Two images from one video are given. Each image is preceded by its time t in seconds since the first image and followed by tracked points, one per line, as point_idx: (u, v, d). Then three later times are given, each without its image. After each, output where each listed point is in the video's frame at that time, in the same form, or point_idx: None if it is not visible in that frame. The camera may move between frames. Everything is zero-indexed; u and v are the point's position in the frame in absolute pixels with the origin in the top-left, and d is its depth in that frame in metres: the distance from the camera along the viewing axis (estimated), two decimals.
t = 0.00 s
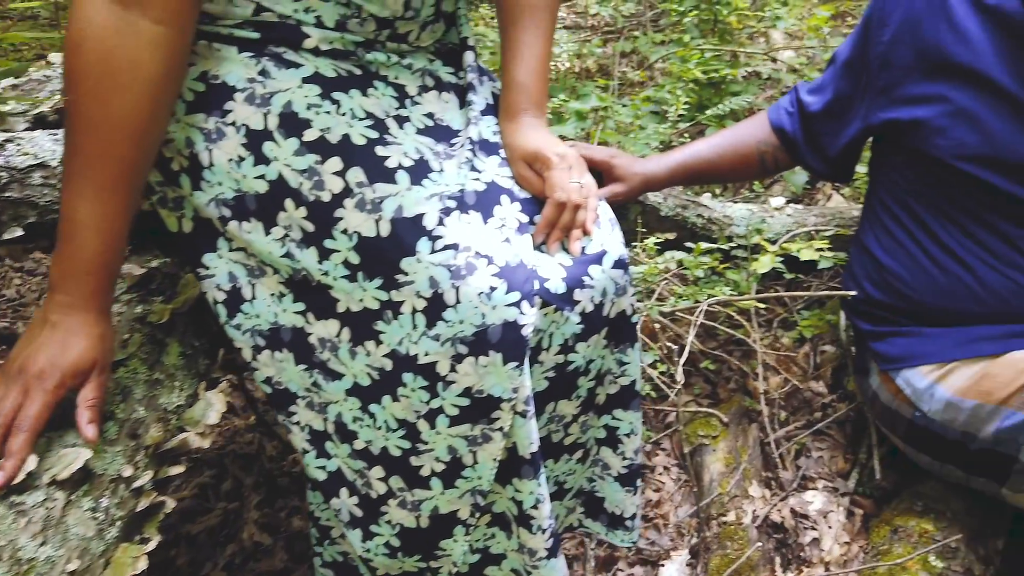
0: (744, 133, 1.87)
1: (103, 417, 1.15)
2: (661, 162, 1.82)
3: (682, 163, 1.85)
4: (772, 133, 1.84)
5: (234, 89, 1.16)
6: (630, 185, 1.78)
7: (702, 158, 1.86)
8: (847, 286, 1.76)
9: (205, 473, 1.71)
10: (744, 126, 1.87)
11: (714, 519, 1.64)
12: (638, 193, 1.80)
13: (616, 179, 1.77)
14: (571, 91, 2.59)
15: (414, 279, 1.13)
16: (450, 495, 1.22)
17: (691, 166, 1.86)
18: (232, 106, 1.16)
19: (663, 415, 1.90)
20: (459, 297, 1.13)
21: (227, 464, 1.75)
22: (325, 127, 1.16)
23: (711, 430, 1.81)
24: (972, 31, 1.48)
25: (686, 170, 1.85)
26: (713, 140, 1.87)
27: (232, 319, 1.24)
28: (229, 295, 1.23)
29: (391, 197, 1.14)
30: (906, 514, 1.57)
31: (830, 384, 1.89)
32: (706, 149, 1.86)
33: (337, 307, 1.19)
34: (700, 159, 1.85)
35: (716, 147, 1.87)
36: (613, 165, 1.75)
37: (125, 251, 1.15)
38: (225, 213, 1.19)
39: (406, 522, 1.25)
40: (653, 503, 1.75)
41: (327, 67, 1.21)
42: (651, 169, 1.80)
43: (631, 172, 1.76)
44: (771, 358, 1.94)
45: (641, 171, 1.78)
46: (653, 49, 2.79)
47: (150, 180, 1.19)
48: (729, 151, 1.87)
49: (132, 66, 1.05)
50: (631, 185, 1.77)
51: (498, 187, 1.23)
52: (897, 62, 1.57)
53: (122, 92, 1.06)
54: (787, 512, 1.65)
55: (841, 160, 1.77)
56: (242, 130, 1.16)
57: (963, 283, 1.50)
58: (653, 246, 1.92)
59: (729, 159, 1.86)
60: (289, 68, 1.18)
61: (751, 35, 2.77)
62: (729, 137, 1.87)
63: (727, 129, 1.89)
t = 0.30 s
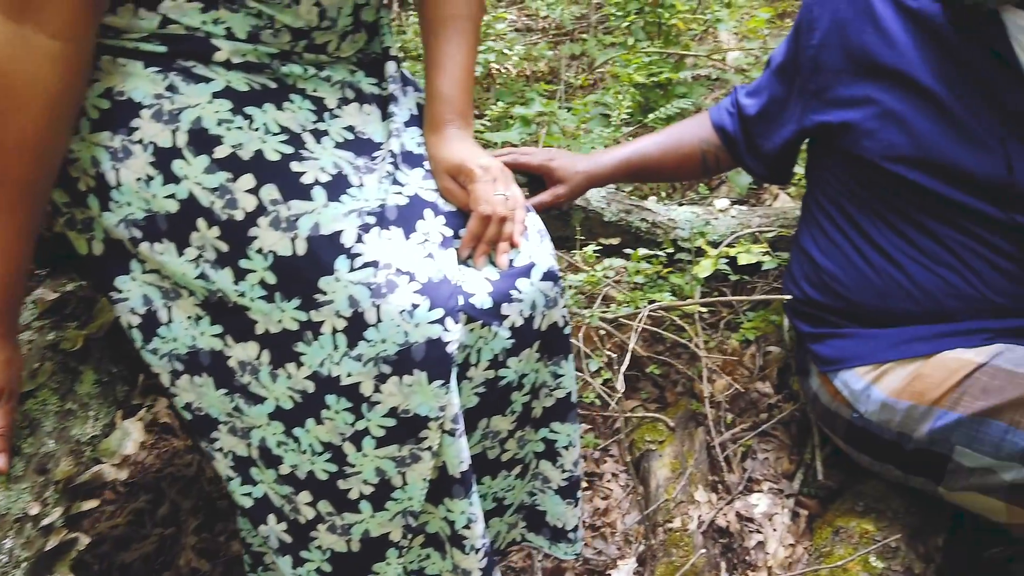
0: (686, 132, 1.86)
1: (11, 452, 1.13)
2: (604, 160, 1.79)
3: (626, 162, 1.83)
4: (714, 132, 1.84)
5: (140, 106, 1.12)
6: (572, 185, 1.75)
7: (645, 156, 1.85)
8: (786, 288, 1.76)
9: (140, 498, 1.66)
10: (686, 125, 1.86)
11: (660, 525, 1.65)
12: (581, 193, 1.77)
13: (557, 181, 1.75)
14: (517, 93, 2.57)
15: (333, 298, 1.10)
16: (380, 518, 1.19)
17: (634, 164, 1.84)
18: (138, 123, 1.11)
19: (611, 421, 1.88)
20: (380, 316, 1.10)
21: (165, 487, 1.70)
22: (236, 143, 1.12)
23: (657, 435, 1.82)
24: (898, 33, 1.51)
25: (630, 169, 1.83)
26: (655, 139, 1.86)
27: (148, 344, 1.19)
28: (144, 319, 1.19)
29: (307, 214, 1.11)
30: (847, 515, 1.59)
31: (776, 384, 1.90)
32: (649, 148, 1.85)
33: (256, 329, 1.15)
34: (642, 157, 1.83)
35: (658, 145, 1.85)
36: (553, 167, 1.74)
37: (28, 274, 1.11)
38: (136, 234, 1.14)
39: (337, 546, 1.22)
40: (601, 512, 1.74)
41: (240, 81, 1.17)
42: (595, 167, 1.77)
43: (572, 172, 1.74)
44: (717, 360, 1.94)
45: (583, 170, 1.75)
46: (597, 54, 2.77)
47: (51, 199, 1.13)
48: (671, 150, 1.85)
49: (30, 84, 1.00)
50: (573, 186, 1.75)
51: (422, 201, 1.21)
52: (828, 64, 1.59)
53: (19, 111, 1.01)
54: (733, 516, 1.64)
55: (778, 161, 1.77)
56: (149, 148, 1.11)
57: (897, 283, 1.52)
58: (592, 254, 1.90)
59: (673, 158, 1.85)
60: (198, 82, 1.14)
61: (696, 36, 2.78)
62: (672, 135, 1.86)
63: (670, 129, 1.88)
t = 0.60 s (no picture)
0: (622, 123, 1.86)
1: None
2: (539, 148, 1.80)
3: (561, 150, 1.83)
4: (648, 124, 1.83)
5: (33, 132, 1.08)
6: (506, 177, 1.78)
7: (579, 147, 1.85)
8: (720, 293, 1.76)
9: (67, 530, 1.61)
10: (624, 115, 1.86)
11: (601, 535, 1.64)
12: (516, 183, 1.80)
13: (493, 174, 1.79)
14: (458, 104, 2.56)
15: (240, 327, 1.07)
16: (302, 548, 1.16)
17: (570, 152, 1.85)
18: (31, 150, 1.08)
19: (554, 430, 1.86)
20: (290, 343, 1.07)
21: (92, 517, 1.64)
22: (135, 169, 1.09)
23: (598, 443, 1.81)
24: (820, 37, 1.53)
25: (564, 159, 1.84)
26: (591, 129, 1.86)
27: (52, 378, 1.14)
28: (47, 353, 1.14)
29: (211, 241, 1.08)
30: (782, 518, 1.60)
31: (717, 387, 1.91)
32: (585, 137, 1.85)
33: (164, 360, 1.11)
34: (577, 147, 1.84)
35: (594, 136, 1.86)
36: (486, 161, 1.77)
37: None
38: (33, 265, 1.10)
39: None
40: (543, 523, 1.73)
41: (140, 104, 1.13)
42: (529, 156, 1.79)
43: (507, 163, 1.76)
44: (658, 364, 1.95)
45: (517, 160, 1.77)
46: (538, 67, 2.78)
47: None
48: (606, 141, 1.85)
49: None
50: (507, 176, 1.78)
51: (335, 221, 1.18)
52: (755, 68, 1.61)
53: None
54: (673, 523, 1.65)
55: (710, 158, 1.77)
56: (43, 176, 1.08)
57: (825, 285, 1.53)
58: (524, 266, 1.92)
59: (607, 149, 1.85)
60: (94, 107, 1.10)
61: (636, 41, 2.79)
62: (608, 125, 1.86)
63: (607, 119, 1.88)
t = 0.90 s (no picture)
0: (550, 120, 1.84)
1: None
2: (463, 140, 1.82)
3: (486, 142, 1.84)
4: (575, 123, 1.81)
5: None
6: (434, 170, 1.80)
7: (507, 141, 1.85)
8: (653, 300, 1.77)
9: None
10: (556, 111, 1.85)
11: (542, 550, 1.64)
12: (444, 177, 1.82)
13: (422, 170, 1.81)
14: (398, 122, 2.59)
15: (145, 366, 1.04)
16: None
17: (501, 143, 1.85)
18: None
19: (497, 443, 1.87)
20: (198, 381, 1.04)
21: (17, 557, 1.57)
22: (28, 207, 1.05)
23: (539, 456, 1.81)
24: (741, 44, 1.54)
25: (493, 150, 1.86)
26: (522, 121, 1.85)
27: None
28: None
29: (111, 278, 1.05)
30: (719, 525, 1.62)
31: (658, 393, 1.93)
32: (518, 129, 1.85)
33: (67, 403, 1.08)
34: (504, 140, 1.84)
35: (523, 129, 1.84)
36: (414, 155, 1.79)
37: None
38: None
39: None
40: (485, 540, 1.72)
41: (34, 136, 1.09)
42: (454, 148, 1.82)
43: (429, 156, 1.78)
44: (598, 374, 1.96)
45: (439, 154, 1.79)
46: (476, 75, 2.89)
47: None
48: (532, 137, 1.84)
49: None
50: (435, 170, 1.80)
51: (245, 251, 1.16)
52: (680, 75, 1.61)
53: None
54: (613, 534, 1.66)
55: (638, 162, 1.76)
56: None
57: (752, 293, 1.55)
58: (457, 283, 1.93)
59: (534, 145, 1.85)
60: None
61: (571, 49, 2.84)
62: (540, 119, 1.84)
63: (538, 113, 1.86)
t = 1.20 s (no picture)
0: (477, 127, 1.85)
1: None
2: (388, 145, 1.84)
3: (412, 146, 1.85)
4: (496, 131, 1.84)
5: None
6: (366, 179, 1.84)
7: (434, 146, 1.86)
8: (586, 315, 1.80)
9: None
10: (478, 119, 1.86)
11: (481, 570, 1.65)
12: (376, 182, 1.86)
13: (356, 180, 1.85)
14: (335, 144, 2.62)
15: (46, 417, 1.02)
16: None
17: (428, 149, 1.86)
18: None
19: (437, 462, 1.87)
20: (102, 431, 1.02)
21: None
22: None
23: (478, 474, 1.82)
24: (657, 59, 1.57)
25: (421, 154, 1.86)
26: (446, 128, 1.86)
27: None
28: None
29: (8, 328, 1.03)
30: (654, 536, 1.65)
31: (597, 404, 1.94)
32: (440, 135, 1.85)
33: None
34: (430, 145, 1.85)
35: (447, 135, 1.85)
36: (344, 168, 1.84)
37: None
38: None
39: None
40: (425, 562, 1.71)
41: None
42: (380, 155, 1.84)
43: (357, 164, 1.82)
44: (537, 388, 1.98)
45: (367, 161, 1.83)
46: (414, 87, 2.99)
47: None
48: (459, 143, 1.86)
49: None
50: (367, 179, 1.84)
51: (153, 292, 1.14)
52: (601, 90, 1.64)
53: None
54: (552, 549, 1.67)
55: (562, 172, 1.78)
56: None
57: (675, 305, 1.58)
58: (386, 307, 1.96)
59: (459, 150, 1.86)
60: None
61: (504, 65, 2.90)
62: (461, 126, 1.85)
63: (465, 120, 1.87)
